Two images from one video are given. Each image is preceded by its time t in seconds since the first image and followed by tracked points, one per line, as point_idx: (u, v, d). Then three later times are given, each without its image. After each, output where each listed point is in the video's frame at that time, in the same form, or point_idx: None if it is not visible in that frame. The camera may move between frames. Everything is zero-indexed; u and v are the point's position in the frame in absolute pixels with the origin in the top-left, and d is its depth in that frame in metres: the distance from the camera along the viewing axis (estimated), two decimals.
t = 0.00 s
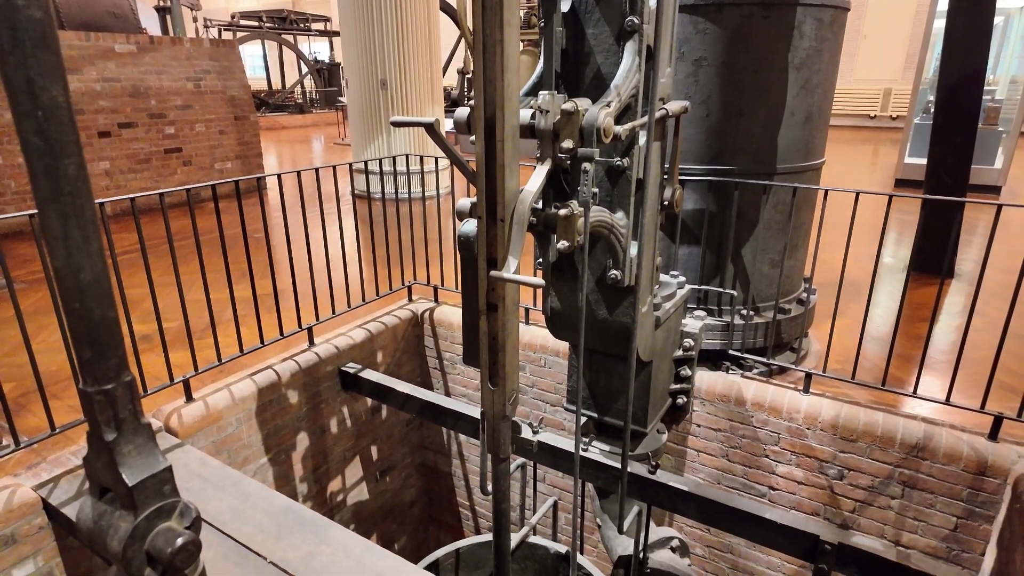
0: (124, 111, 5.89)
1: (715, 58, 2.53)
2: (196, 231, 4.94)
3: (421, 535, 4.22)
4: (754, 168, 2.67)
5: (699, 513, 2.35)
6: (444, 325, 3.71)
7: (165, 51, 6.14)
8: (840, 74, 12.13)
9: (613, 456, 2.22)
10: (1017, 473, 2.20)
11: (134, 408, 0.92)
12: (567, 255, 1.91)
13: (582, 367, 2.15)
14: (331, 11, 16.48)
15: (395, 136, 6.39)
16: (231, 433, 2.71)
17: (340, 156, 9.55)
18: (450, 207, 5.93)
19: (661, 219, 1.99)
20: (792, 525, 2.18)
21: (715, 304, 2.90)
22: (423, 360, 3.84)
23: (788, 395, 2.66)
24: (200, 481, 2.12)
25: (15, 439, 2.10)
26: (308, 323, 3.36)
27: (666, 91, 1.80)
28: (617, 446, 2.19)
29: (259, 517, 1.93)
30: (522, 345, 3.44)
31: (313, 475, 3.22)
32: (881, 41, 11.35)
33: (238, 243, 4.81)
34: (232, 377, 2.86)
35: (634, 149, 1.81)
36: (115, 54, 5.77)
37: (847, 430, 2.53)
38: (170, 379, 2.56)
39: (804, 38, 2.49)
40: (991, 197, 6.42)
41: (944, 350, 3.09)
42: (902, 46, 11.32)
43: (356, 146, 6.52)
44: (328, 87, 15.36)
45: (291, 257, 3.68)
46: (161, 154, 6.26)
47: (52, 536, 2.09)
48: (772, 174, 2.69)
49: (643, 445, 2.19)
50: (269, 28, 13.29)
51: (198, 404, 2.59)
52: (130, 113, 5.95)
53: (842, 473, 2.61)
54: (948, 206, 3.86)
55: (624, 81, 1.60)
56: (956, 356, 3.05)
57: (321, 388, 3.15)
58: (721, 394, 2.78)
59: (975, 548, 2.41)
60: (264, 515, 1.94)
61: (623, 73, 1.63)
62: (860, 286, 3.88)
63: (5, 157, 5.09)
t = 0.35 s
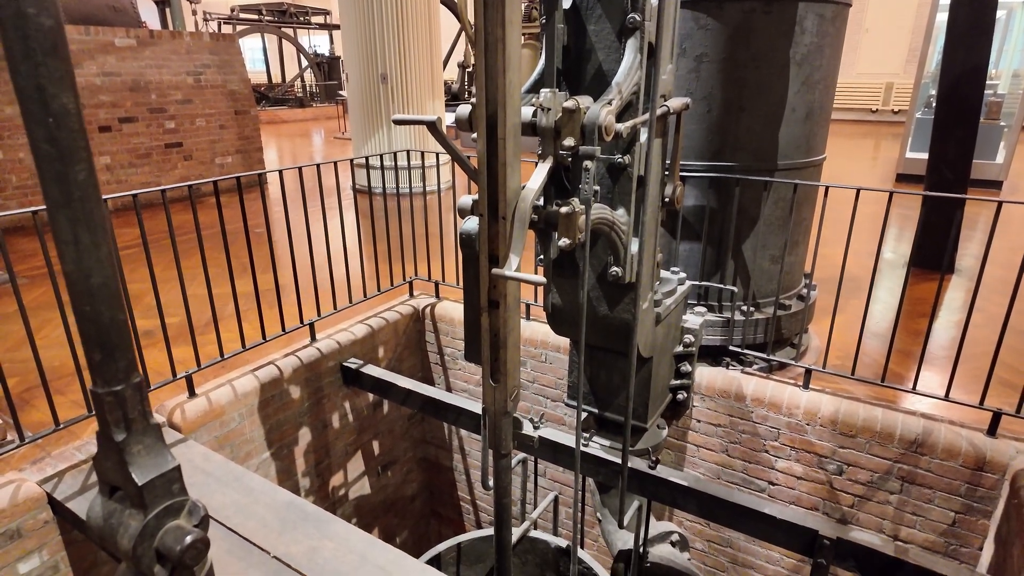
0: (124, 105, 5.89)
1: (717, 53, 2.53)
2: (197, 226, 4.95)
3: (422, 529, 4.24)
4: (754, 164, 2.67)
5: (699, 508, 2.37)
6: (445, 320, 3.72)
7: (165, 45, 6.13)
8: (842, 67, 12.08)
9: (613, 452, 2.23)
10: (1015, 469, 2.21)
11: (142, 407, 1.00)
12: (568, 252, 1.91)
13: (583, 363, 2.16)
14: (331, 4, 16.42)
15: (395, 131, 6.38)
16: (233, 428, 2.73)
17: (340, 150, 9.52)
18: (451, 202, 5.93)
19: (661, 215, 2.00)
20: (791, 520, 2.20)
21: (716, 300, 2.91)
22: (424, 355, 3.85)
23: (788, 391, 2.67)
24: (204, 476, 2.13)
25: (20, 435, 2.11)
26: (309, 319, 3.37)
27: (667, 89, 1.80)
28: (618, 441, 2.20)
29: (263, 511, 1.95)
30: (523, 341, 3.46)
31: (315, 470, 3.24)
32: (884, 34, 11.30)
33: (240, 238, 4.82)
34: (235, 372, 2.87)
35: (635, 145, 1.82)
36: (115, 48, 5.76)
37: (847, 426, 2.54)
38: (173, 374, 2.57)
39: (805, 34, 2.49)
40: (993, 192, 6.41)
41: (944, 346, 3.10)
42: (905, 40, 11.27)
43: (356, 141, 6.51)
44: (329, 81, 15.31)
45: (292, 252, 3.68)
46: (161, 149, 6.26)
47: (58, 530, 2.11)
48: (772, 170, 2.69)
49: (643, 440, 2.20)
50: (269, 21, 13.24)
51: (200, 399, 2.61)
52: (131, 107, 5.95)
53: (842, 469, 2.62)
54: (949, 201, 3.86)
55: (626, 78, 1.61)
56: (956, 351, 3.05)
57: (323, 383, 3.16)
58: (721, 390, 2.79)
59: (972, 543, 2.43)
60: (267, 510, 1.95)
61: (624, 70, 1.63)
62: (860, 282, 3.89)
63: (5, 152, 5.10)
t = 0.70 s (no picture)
0: (127, 104, 5.91)
1: (718, 54, 2.54)
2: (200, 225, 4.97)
3: (424, 526, 4.27)
4: (755, 165, 2.68)
5: (699, 506, 2.38)
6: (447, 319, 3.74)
7: (167, 44, 6.14)
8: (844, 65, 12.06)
9: (614, 450, 2.25)
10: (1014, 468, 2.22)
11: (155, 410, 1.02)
12: (569, 252, 1.93)
13: (584, 363, 2.18)
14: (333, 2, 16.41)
15: (396, 130, 6.39)
16: (237, 427, 2.75)
17: (340, 149, 9.49)
18: (452, 201, 5.95)
19: (663, 216, 2.01)
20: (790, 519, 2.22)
21: (717, 300, 2.92)
22: (426, 354, 3.87)
23: (787, 390, 2.69)
24: (208, 475, 2.15)
25: (27, 433, 2.14)
26: (312, 318, 3.39)
27: (668, 90, 1.82)
28: (619, 440, 2.22)
29: (266, 509, 1.97)
30: (525, 340, 3.47)
31: (318, 468, 3.26)
32: (887, 32, 11.27)
33: (243, 236, 4.84)
34: (239, 371, 2.89)
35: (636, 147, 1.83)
36: (117, 47, 5.79)
37: (847, 425, 2.55)
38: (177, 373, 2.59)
39: (806, 35, 2.50)
40: (994, 191, 6.41)
41: (944, 345, 3.11)
42: (907, 37, 11.25)
43: (357, 140, 6.52)
44: (330, 79, 15.31)
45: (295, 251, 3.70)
46: (164, 147, 6.28)
47: (64, 528, 2.13)
48: (773, 171, 2.71)
49: (644, 439, 2.22)
50: (270, 19, 13.25)
51: (205, 398, 2.63)
52: (133, 106, 5.97)
53: (841, 468, 2.64)
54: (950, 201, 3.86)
55: (627, 80, 1.62)
56: (956, 350, 3.06)
57: (326, 381, 3.18)
58: (722, 389, 2.80)
59: (971, 542, 2.44)
60: (271, 507, 1.97)
61: (626, 72, 1.65)
62: (861, 281, 3.90)
63: (9, 151, 5.13)
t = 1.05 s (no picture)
0: (131, 105, 5.94)
1: (719, 57, 2.55)
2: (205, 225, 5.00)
3: (427, 525, 4.30)
4: (757, 167, 2.70)
5: (699, 506, 2.40)
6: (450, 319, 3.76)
7: (171, 44, 6.17)
8: (847, 65, 12.06)
9: (616, 451, 2.27)
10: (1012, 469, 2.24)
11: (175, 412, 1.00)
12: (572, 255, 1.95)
13: (587, 364, 2.20)
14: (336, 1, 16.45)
15: (399, 131, 6.42)
16: (243, 426, 2.78)
17: (344, 148, 9.52)
18: (455, 201, 5.98)
19: (664, 218, 2.03)
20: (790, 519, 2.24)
21: (717, 301, 2.94)
22: (430, 354, 3.90)
23: (788, 391, 2.71)
24: (214, 474, 2.18)
25: (37, 433, 2.17)
26: (316, 318, 3.42)
27: (670, 94, 1.84)
28: (621, 440, 2.25)
29: (272, 508, 1.99)
30: (527, 341, 3.50)
31: (322, 467, 3.30)
32: (890, 32, 11.27)
33: (247, 236, 4.87)
34: (243, 371, 2.92)
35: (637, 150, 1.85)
36: (122, 48, 5.82)
37: (846, 426, 2.57)
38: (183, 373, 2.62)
39: (807, 38, 2.51)
40: (996, 192, 6.42)
41: (944, 346, 3.13)
42: (910, 37, 11.24)
43: (360, 140, 6.55)
44: (333, 78, 15.35)
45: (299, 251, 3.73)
46: (168, 148, 6.31)
47: (73, 525, 2.16)
48: (774, 173, 2.72)
49: (645, 439, 2.24)
50: (273, 20, 13.29)
51: (210, 398, 2.66)
52: (138, 107, 6.00)
53: (841, 468, 2.66)
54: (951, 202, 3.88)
55: (629, 85, 1.64)
56: (956, 351, 3.08)
57: (330, 381, 3.21)
58: (723, 390, 2.83)
59: (970, 542, 2.46)
60: (277, 506, 2.00)
61: (628, 77, 1.67)
62: (862, 282, 3.92)
63: (16, 151, 5.17)
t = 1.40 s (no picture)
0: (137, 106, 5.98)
1: (721, 61, 2.58)
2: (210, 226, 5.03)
3: (431, 524, 4.32)
4: (758, 170, 2.73)
5: (701, 506, 2.42)
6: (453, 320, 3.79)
7: (177, 46, 6.21)
8: (851, 65, 12.06)
9: (618, 451, 2.30)
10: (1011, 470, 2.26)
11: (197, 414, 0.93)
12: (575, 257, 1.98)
13: (589, 364, 2.23)
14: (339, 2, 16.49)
15: (403, 133, 6.44)
16: (249, 426, 2.81)
17: (347, 149, 9.56)
18: (459, 202, 6.01)
19: (666, 221, 2.06)
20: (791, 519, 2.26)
21: (719, 303, 2.96)
22: (434, 354, 3.93)
23: (789, 392, 2.73)
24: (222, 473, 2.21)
25: (48, 431, 2.21)
26: (321, 319, 3.45)
27: (672, 99, 1.86)
28: (623, 440, 2.31)
29: (280, 507, 2.02)
30: (530, 342, 3.53)
31: (327, 466, 3.33)
32: (893, 33, 11.27)
33: (253, 237, 4.90)
34: (250, 371, 2.95)
35: (640, 155, 1.88)
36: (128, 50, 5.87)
37: (848, 427, 2.59)
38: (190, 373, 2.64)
39: (808, 42, 2.53)
40: (998, 193, 6.42)
41: (945, 348, 3.14)
42: (914, 38, 11.24)
43: (364, 142, 6.58)
44: (337, 79, 15.40)
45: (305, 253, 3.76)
46: (174, 149, 6.35)
47: (83, 523, 2.19)
48: (776, 176, 2.74)
49: (648, 439, 2.26)
50: (278, 21, 13.35)
51: (217, 397, 2.69)
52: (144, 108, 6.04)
53: (842, 468, 2.68)
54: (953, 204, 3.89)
55: (632, 91, 1.67)
56: (957, 353, 3.10)
57: (335, 381, 3.24)
58: (724, 391, 2.85)
59: (969, 542, 2.48)
60: (284, 505, 2.03)
61: (631, 82, 1.69)
62: (863, 283, 3.93)
63: (23, 153, 5.22)
